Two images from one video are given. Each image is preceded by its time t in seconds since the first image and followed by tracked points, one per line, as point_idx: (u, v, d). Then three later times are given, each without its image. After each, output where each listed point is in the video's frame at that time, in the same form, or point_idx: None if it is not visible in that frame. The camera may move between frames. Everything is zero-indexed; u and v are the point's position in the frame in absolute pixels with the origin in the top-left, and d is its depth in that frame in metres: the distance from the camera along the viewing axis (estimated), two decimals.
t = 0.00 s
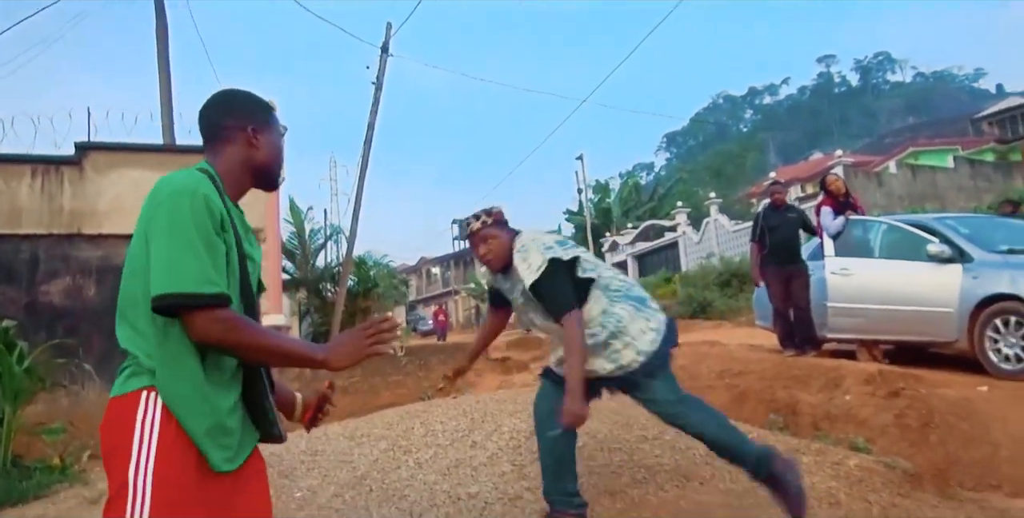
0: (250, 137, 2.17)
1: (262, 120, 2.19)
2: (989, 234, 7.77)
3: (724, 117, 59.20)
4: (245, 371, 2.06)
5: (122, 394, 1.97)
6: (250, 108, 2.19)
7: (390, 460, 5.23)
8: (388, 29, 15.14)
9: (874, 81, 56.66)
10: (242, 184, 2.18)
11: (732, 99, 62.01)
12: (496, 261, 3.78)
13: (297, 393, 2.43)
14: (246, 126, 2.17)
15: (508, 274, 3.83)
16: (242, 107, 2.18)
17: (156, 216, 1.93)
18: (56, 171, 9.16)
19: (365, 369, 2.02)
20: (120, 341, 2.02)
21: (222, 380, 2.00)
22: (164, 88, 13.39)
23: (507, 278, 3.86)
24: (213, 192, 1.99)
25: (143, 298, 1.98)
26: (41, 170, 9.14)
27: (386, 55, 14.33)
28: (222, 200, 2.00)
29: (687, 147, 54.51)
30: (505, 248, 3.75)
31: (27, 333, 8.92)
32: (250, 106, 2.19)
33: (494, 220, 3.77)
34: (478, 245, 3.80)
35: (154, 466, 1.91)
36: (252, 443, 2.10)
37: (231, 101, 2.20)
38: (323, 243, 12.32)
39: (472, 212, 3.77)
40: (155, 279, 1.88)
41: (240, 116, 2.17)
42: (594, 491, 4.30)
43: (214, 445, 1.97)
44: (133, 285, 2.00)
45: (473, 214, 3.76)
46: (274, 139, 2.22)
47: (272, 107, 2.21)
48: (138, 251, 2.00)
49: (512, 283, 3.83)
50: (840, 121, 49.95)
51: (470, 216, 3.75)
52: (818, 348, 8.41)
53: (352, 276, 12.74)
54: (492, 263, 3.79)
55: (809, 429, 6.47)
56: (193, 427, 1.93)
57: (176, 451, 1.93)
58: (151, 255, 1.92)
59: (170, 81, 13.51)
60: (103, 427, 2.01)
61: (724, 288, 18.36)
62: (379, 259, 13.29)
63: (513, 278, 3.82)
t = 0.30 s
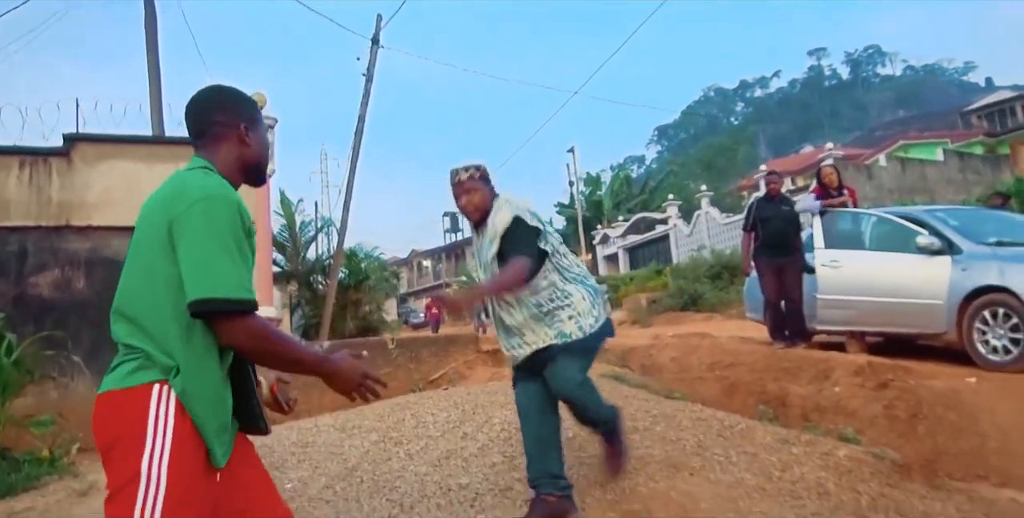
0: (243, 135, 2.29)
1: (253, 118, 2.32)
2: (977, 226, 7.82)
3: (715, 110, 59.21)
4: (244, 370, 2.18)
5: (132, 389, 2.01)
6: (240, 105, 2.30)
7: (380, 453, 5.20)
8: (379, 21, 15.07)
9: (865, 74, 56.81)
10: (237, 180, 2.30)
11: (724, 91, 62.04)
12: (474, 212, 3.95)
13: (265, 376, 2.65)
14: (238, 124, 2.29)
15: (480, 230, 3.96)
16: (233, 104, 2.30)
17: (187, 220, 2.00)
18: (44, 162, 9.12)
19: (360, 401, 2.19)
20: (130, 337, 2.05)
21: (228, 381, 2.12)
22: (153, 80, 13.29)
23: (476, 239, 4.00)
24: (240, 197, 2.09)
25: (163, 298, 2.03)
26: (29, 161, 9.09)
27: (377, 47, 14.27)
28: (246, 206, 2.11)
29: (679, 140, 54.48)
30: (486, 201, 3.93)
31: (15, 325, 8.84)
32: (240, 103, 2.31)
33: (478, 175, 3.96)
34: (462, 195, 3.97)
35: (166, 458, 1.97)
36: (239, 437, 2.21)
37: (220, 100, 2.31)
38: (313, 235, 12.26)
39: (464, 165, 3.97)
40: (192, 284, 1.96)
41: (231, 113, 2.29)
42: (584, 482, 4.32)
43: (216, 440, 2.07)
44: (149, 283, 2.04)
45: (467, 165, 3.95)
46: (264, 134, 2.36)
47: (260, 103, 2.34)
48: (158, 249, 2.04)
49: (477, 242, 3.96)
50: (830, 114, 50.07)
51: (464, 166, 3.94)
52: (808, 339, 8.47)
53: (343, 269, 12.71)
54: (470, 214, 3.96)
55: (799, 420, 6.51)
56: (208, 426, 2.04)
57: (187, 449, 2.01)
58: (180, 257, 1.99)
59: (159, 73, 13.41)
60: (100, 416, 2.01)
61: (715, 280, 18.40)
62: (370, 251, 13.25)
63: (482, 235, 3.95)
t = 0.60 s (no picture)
0: (268, 143, 2.49)
1: (275, 125, 2.52)
2: (966, 221, 7.86)
3: (707, 105, 59.22)
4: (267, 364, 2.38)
5: (177, 376, 2.17)
6: (263, 115, 2.50)
7: (370, 446, 5.17)
8: (371, 13, 14.99)
9: (856, 71, 56.96)
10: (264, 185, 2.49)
11: (716, 87, 62.06)
12: (461, 185, 4.34)
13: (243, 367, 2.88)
14: (263, 131, 2.49)
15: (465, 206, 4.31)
16: (258, 114, 2.49)
17: (235, 220, 2.18)
18: (32, 153, 8.93)
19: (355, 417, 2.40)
20: (174, 327, 2.21)
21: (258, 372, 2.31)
22: (142, 70, 13.17)
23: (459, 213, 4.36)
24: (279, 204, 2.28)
25: (209, 291, 2.20)
26: (17, 152, 8.90)
27: (369, 39, 14.20)
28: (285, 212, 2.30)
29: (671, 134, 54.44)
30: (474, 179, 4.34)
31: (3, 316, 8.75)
32: (264, 113, 2.50)
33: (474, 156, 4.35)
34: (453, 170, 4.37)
35: (212, 436, 2.14)
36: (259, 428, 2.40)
37: (246, 110, 2.49)
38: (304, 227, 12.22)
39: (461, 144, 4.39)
40: (239, 278, 2.14)
41: (257, 123, 2.48)
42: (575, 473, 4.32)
43: (250, 423, 2.25)
44: (196, 278, 2.21)
45: (465, 145, 4.38)
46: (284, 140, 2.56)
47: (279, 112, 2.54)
48: (204, 247, 2.21)
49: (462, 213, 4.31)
50: (822, 110, 50.19)
51: (461, 145, 4.36)
52: (798, 335, 8.44)
53: (333, 261, 12.67)
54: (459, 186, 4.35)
55: (788, 413, 6.54)
56: (246, 411, 2.23)
57: (228, 433, 2.18)
58: (227, 254, 2.17)
59: (148, 63, 13.30)
60: (144, 403, 2.17)
61: (706, 275, 18.44)
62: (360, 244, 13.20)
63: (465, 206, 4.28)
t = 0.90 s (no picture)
0: (273, 132, 2.50)
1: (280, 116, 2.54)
2: (960, 216, 7.88)
3: (703, 99, 59.19)
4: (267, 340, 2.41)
5: (191, 347, 2.18)
6: (269, 105, 2.51)
7: (364, 440, 5.16)
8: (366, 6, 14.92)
9: (851, 66, 56.99)
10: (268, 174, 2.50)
11: (711, 81, 62.02)
12: (409, 186, 4.42)
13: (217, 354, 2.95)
14: (269, 121, 2.50)
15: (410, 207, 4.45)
16: (263, 105, 2.50)
17: (244, 200, 2.22)
18: (24, 145, 8.88)
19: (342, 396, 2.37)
20: (183, 301, 2.22)
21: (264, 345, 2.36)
22: (135, 62, 13.09)
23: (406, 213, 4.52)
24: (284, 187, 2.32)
25: (217, 267, 2.22)
26: (9, 143, 8.84)
27: (364, 32, 14.15)
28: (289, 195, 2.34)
29: (666, 129, 54.42)
30: (419, 182, 4.43)
31: None
32: (269, 104, 2.51)
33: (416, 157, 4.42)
34: (399, 173, 4.44)
35: (234, 400, 2.17)
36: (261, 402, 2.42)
37: (251, 101, 2.49)
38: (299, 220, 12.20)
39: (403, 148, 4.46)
40: (248, 254, 2.17)
41: (263, 113, 2.49)
42: (569, 467, 4.32)
43: (262, 391, 2.29)
44: (205, 253, 2.23)
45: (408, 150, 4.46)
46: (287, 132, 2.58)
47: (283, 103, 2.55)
48: (213, 224, 2.23)
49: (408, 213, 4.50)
50: (817, 105, 50.22)
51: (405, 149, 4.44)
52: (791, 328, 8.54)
53: (328, 255, 12.65)
54: (405, 188, 4.42)
55: (781, 408, 6.56)
56: (260, 378, 2.27)
57: (251, 400, 2.22)
58: (234, 232, 2.20)
59: (141, 54, 13.22)
60: (158, 382, 2.16)
61: (700, 269, 18.47)
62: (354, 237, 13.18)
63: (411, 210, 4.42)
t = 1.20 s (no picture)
0: (251, 117, 2.49)
1: (258, 101, 2.53)
2: (964, 214, 7.87)
3: (705, 96, 59.14)
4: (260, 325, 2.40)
5: (181, 340, 2.17)
6: (247, 90, 2.50)
7: (365, 435, 5.15)
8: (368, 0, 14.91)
9: (854, 63, 56.91)
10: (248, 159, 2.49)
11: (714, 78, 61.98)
12: (419, 159, 4.36)
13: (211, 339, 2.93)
14: (246, 106, 2.49)
15: (417, 181, 4.42)
16: (240, 89, 2.49)
17: (227, 183, 2.22)
18: (27, 139, 8.88)
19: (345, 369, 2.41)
20: (172, 292, 2.22)
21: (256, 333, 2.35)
22: (137, 56, 13.08)
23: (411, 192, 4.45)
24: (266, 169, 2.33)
25: (204, 256, 2.22)
26: (12, 137, 8.84)
27: (366, 27, 14.14)
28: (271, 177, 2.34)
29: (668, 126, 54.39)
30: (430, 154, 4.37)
31: None
32: (246, 88, 2.50)
33: (428, 130, 4.38)
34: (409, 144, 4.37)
35: (219, 396, 2.16)
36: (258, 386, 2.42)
37: (228, 86, 2.49)
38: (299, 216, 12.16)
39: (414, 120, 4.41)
40: (234, 238, 2.17)
41: (240, 98, 2.48)
42: (570, 463, 4.32)
43: (254, 380, 2.28)
44: (190, 240, 2.23)
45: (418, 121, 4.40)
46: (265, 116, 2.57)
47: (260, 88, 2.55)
48: (197, 212, 2.23)
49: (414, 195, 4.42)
50: (820, 103, 50.13)
51: (416, 121, 4.38)
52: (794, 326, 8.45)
53: (329, 250, 12.65)
54: (416, 161, 4.37)
55: (783, 405, 6.56)
56: (252, 367, 2.26)
57: (238, 399, 2.20)
58: (220, 217, 2.20)
59: (143, 49, 13.21)
60: (147, 373, 2.15)
61: (702, 266, 18.47)
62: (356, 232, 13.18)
63: (422, 187, 4.36)
